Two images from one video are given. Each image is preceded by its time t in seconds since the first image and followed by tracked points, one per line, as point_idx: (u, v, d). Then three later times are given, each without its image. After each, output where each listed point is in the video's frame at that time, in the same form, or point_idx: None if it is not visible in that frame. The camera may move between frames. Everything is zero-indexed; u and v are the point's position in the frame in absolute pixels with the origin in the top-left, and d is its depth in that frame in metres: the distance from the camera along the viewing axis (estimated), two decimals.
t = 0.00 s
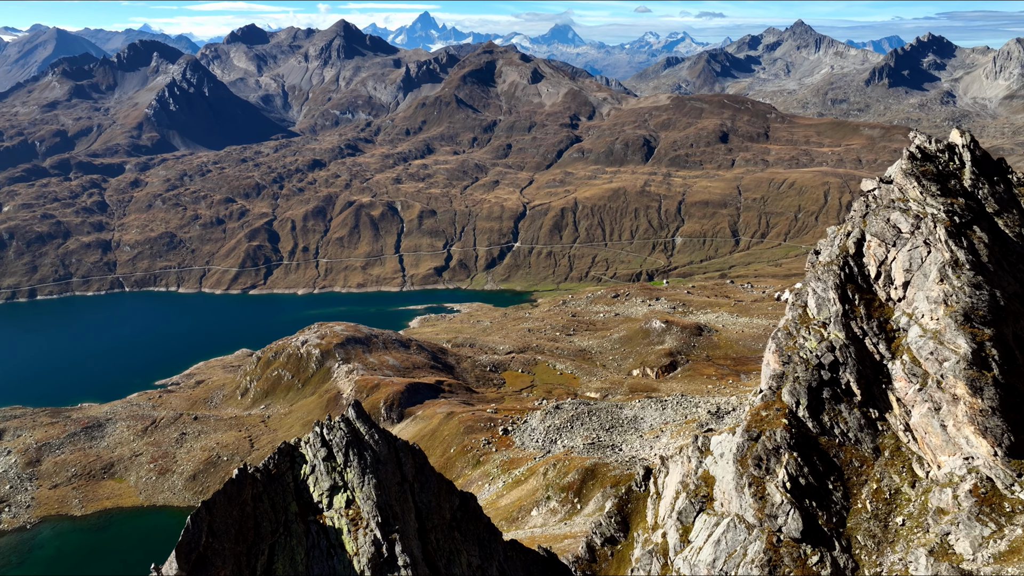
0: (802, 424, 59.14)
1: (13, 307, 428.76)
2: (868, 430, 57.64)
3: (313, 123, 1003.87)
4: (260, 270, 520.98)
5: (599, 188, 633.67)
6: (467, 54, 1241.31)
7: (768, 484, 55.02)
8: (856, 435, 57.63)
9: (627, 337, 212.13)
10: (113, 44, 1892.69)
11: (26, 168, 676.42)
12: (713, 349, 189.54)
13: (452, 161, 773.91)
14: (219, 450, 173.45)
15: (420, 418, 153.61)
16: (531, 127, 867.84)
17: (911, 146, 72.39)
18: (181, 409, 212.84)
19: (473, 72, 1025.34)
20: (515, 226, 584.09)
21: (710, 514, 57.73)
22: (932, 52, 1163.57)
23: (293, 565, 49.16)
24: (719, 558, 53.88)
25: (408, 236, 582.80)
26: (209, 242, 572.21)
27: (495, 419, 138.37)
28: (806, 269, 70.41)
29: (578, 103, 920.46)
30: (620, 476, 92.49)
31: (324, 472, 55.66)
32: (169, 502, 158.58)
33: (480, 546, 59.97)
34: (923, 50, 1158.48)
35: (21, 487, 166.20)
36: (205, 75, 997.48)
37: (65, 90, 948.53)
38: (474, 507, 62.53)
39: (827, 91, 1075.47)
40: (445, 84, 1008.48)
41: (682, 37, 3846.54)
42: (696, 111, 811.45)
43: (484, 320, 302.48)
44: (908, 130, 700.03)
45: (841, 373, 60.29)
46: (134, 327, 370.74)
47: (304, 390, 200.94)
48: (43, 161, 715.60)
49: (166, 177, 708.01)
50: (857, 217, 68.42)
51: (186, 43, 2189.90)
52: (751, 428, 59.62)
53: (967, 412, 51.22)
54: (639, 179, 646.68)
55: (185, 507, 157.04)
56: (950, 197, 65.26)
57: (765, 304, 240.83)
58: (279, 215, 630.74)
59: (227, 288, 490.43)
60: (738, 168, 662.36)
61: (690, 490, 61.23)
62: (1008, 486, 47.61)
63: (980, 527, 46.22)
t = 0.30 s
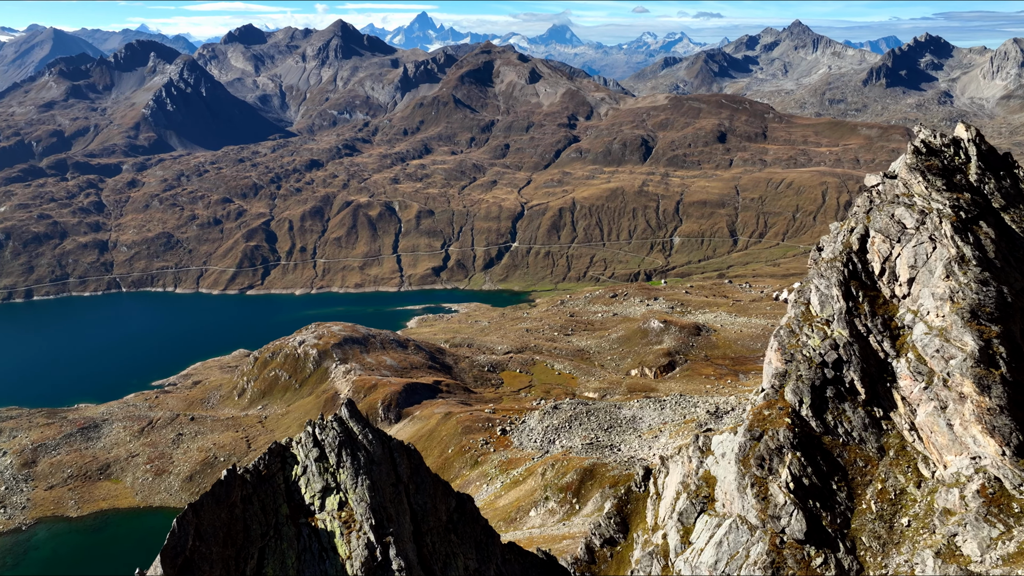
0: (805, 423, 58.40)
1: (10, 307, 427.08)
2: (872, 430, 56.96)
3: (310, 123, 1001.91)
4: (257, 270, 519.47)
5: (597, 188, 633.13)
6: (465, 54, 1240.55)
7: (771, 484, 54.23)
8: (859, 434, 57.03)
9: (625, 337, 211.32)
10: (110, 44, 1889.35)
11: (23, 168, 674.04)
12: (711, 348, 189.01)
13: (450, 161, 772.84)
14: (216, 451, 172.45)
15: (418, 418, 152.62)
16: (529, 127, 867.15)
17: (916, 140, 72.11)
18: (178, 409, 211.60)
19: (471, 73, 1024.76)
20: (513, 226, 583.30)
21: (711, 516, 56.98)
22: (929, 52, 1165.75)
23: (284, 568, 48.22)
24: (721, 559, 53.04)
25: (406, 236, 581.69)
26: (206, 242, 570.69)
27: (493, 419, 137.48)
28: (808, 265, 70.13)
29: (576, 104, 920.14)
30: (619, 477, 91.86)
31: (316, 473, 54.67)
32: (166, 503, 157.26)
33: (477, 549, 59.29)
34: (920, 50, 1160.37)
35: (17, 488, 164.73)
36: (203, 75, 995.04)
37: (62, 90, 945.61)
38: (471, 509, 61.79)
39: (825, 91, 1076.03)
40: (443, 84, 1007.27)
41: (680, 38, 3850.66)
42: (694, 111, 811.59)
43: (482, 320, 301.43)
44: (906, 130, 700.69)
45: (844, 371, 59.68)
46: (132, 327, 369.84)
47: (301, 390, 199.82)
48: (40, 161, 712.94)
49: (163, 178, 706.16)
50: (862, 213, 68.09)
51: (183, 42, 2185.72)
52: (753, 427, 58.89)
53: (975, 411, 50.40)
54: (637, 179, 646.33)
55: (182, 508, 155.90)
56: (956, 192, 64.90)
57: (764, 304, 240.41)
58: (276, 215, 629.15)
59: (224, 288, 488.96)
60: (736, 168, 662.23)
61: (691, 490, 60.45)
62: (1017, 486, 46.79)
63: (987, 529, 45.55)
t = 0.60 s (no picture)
0: (809, 422, 57.74)
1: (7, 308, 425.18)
2: (876, 429, 56.34)
3: (308, 123, 1000.14)
4: (255, 270, 517.86)
5: (595, 188, 632.54)
6: (463, 54, 1239.75)
7: (774, 485, 53.49)
8: (864, 434, 56.29)
9: (624, 337, 210.36)
10: (107, 45, 1885.82)
11: (20, 168, 671.79)
12: (710, 348, 188.22)
13: (448, 161, 771.55)
14: (213, 451, 171.52)
15: (416, 419, 151.65)
16: (526, 127, 866.44)
17: (920, 135, 71.86)
18: (174, 409, 210.33)
19: (469, 72, 1023.97)
20: (511, 225, 582.47)
21: (713, 517, 56.20)
22: (927, 52, 1167.33)
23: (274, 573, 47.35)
24: (723, 561, 52.17)
25: (404, 236, 580.59)
26: (204, 242, 569.10)
27: (491, 419, 136.69)
28: (812, 263, 69.69)
29: (573, 103, 919.74)
30: (617, 477, 91.16)
31: (307, 474, 53.77)
32: (163, 504, 156.01)
33: (474, 552, 58.57)
34: (918, 50, 1161.81)
35: (12, 489, 163.49)
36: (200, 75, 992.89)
37: (59, 89, 942.85)
38: (468, 511, 61.15)
39: (823, 91, 1076.54)
40: (441, 84, 1006.45)
41: (678, 38, 3853.49)
42: (692, 111, 811.44)
43: (480, 320, 300.41)
44: (904, 129, 701.37)
45: (848, 370, 59.13)
46: (129, 327, 368.80)
47: (298, 391, 198.72)
48: (37, 161, 710.75)
49: (160, 177, 704.24)
50: (866, 209, 67.91)
51: (181, 42, 2182.63)
52: (756, 426, 58.12)
53: (983, 410, 49.52)
54: (635, 179, 645.69)
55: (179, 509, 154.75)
56: (963, 186, 64.42)
57: (762, 303, 239.92)
58: (274, 215, 627.67)
59: (222, 288, 487.36)
60: (735, 168, 662.05)
61: (691, 491, 59.82)
62: None
63: (996, 530, 44.56)
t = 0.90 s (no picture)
0: (813, 421, 57.01)
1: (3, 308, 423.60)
2: (882, 428, 55.64)
3: (306, 124, 999.40)
4: (253, 270, 516.76)
5: (593, 188, 632.51)
6: (461, 54, 1239.27)
7: (778, 485, 52.63)
8: (869, 433, 55.61)
9: (622, 336, 209.78)
10: (105, 44, 1883.67)
11: (17, 169, 669.95)
12: (709, 348, 187.75)
13: (446, 161, 770.73)
14: (210, 452, 170.35)
15: (413, 419, 150.86)
16: (525, 127, 866.26)
17: (925, 129, 71.58)
18: (172, 410, 209.17)
19: (467, 73, 1024.04)
20: (509, 225, 581.94)
21: (715, 518, 55.40)
22: (925, 52, 1169.46)
23: None
24: (726, 564, 51.31)
25: (402, 236, 579.70)
26: (201, 242, 568.09)
27: (489, 420, 135.85)
28: (814, 260, 69.33)
29: (572, 103, 919.46)
30: (617, 477, 90.45)
31: (300, 476, 52.94)
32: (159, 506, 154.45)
33: (472, 555, 57.84)
34: (915, 50, 1164.04)
35: (8, 490, 162.34)
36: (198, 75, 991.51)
37: (56, 90, 940.76)
38: (465, 513, 60.49)
39: (821, 91, 1077.50)
40: (439, 84, 1005.68)
41: (675, 38, 3856.77)
42: (690, 111, 811.58)
43: (479, 320, 299.98)
44: (901, 129, 702.13)
45: (853, 368, 58.54)
46: (127, 327, 367.94)
47: (296, 391, 197.68)
48: (34, 162, 708.78)
49: (158, 178, 702.72)
50: (869, 205, 67.69)
51: (179, 42, 2182.71)
52: (759, 426, 57.38)
53: (991, 409, 48.73)
54: (633, 179, 645.70)
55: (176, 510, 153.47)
56: (969, 182, 64.17)
57: (761, 303, 239.85)
58: (272, 215, 626.69)
59: (219, 289, 486.10)
60: (733, 168, 662.06)
61: (693, 492, 59.05)
62: None
63: (1005, 531, 43.74)
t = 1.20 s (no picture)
0: (817, 421, 56.30)
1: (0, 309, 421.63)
2: (887, 427, 54.90)
3: (304, 124, 997.90)
4: (250, 271, 515.49)
5: (592, 188, 632.03)
6: (459, 54, 1238.90)
7: (782, 486, 51.73)
8: (875, 433, 54.83)
9: (621, 336, 209.09)
10: (102, 45, 1880.45)
11: (14, 169, 667.96)
12: (708, 347, 187.08)
13: (444, 161, 769.81)
14: (207, 453, 169.28)
15: (411, 419, 150.03)
16: (523, 127, 866.01)
17: (932, 122, 70.89)
18: (169, 411, 208.05)
19: (465, 73, 1023.36)
20: (507, 225, 581.32)
21: (717, 519, 54.76)
22: (922, 52, 1170.80)
23: None
24: (729, 565, 50.58)
25: (400, 236, 578.65)
26: (199, 243, 566.77)
27: (487, 420, 135.05)
28: (818, 257, 68.70)
29: (570, 103, 918.88)
30: (616, 477, 89.81)
31: (291, 476, 51.93)
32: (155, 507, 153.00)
33: (470, 558, 57.15)
34: (913, 50, 1165.45)
35: (4, 492, 161.05)
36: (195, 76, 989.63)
37: (53, 90, 938.10)
38: (462, 515, 59.76)
39: (819, 91, 1078.44)
40: (437, 85, 1004.80)
41: (673, 38, 3859.55)
42: (689, 111, 811.39)
43: (477, 320, 299.03)
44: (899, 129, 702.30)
45: (858, 366, 57.89)
46: (124, 328, 366.88)
47: (293, 392, 196.64)
48: (31, 162, 707.07)
49: (155, 178, 700.95)
50: (875, 201, 67.16)
51: (177, 42, 2181.00)
52: (762, 425, 56.63)
53: (1001, 407, 47.87)
54: (631, 179, 645.50)
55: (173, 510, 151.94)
56: (976, 176, 63.54)
57: (759, 303, 239.31)
58: (270, 215, 625.46)
59: (217, 289, 484.83)
60: (731, 168, 661.77)
61: (695, 493, 58.31)
62: None
63: (1015, 533, 42.84)
